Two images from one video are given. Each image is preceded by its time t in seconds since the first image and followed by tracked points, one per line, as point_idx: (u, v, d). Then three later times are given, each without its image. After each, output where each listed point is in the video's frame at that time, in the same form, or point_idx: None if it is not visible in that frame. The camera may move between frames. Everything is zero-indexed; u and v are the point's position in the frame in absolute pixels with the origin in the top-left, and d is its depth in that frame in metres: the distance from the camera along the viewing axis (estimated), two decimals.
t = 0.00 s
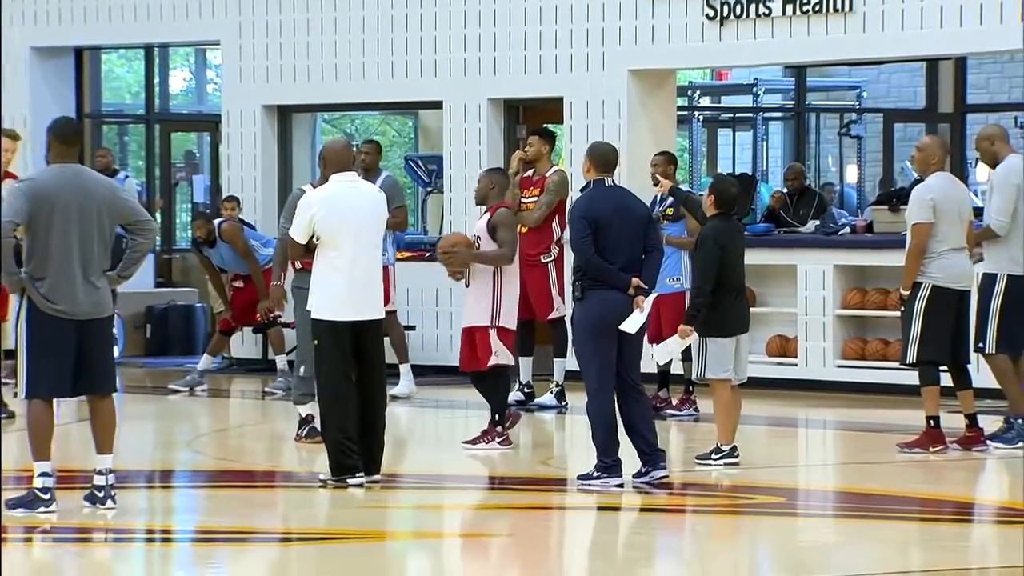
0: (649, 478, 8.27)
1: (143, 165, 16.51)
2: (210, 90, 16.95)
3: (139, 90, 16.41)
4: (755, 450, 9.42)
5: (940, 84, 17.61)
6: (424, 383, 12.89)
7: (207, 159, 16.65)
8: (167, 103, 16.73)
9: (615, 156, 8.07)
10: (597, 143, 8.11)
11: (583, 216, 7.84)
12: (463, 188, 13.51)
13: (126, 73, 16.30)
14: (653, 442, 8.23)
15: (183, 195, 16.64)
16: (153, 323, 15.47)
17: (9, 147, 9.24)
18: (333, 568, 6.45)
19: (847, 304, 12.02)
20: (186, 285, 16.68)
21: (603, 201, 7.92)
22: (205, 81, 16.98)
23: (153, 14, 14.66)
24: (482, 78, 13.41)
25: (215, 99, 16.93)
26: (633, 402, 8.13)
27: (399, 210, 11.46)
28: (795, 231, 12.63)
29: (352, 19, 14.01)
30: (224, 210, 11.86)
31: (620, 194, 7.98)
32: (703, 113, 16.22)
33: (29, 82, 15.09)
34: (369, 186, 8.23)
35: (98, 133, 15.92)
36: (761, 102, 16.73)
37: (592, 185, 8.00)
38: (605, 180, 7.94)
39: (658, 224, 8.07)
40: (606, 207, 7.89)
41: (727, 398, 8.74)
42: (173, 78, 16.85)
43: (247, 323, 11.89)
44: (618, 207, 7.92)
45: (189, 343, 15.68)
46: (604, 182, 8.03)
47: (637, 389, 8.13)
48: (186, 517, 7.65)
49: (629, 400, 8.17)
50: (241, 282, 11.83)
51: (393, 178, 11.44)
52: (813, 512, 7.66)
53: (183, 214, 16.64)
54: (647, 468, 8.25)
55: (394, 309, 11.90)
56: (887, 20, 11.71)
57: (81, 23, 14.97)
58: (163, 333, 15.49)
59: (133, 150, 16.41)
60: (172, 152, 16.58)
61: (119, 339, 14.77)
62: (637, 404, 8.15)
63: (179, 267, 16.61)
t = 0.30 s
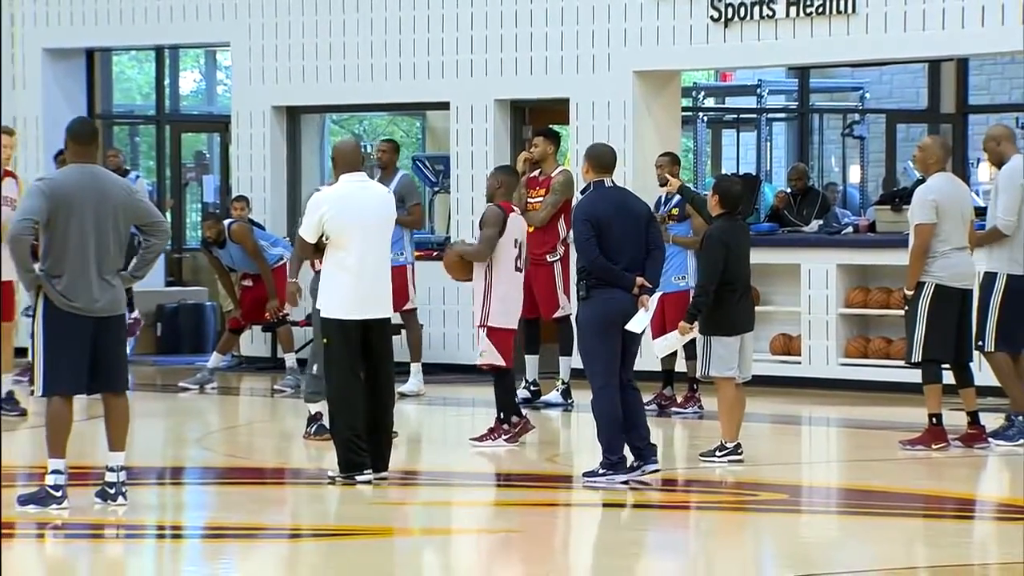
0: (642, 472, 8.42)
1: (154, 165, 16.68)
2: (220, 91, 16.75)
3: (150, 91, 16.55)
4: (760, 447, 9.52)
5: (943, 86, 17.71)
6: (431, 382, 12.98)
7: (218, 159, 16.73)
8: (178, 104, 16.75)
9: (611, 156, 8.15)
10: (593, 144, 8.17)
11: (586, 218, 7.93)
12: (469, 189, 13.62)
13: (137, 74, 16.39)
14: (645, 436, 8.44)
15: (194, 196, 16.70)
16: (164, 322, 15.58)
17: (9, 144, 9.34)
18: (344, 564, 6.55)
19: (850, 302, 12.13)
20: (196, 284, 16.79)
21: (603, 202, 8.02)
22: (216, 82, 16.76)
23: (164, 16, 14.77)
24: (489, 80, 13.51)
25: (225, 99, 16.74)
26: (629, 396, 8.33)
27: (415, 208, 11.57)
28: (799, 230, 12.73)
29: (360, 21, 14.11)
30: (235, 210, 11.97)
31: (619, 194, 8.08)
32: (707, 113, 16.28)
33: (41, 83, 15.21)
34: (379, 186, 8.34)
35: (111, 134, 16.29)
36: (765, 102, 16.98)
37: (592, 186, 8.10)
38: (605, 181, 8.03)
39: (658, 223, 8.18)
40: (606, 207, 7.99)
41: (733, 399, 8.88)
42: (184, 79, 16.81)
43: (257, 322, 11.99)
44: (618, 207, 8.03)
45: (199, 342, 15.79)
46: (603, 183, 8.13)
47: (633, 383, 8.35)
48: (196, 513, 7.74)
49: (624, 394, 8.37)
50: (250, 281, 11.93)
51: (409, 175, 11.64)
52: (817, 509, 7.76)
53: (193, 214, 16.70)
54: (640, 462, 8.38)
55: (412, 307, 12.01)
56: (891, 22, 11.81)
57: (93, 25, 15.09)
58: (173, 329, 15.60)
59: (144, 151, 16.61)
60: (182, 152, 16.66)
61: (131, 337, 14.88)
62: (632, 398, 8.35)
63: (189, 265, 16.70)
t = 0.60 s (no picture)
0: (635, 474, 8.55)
1: (165, 165, 16.80)
2: (229, 93, 16.99)
3: (161, 92, 16.67)
4: (765, 445, 9.60)
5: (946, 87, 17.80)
6: (439, 381, 13.07)
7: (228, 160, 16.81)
8: (189, 106, 16.90)
9: (616, 159, 8.28)
10: (598, 146, 8.30)
11: (593, 218, 8.03)
12: (477, 189, 13.71)
13: (148, 76, 16.55)
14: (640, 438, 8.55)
15: (204, 196, 16.79)
16: (176, 321, 15.66)
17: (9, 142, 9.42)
18: (354, 561, 6.63)
19: (854, 302, 12.21)
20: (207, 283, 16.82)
21: (608, 203, 8.11)
22: (226, 83, 17.01)
23: (175, 18, 14.87)
24: (497, 81, 13.61)
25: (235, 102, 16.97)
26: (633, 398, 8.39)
27: (433, 208, 11.86)
28: (804, 231, 12.80)
29: (369, 23, 14.20)
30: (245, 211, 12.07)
31: (623, 196, 8.17)
32: (713, 115, 16.51)
33: (53, 84, 15.32)
34: (388, 188, 8.44)
35: (123, 134, 16.38)
36: (770, 103, 17.02)
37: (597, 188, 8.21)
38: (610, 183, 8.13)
39: (662, 223, 8.28)
40: (611, 208, 8.09)
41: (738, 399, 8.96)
42: (195, 82, 17.02)
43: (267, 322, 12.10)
44: (623, 209, 8.11)
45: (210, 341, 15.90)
46: (607, 185, 8.24)
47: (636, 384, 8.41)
48: (207, 511, 7.83)
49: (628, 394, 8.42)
50: (261, 281, 12.04)
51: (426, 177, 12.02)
52: (822, 507, 7.84)
53: (204, 215, 16.85)
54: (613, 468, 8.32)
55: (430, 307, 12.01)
56: (894, 24, 11.89)
57: (104, 27, 15.19)
58: (184, 327, 15.69)
59: (155, 152, 16.73)
60: (193, 153, 16.76)
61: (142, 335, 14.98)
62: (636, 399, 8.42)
63: (200, 264, 16.80)
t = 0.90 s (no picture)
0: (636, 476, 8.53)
1: (176, 167, 16.82)
2: (241, 94, 17.08)
3: (173, 95, 16.72)
4: (774, 446, 9.63)
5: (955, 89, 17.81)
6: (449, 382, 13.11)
7: (239, 160, 16.91)
8: (200, 107, 16.92)
9: (630, 161, 8.28)
10: (612, 148, 8.32)
11: (606, 220, 8.07)
12: (487, 191, 13.75)
13: (160, 77, 16.62)
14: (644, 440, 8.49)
15: (215, 198, 16.88)
16: (187, 322, 15.73)
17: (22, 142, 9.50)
18: (363, 561, 6.66)
19: (864, 303, 12.23)
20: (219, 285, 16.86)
21: (620, 205, 8.13)
22: (237, 86, 17.09)
23: (185, 21, 14.93)
24: (507, 83, 13.64)
25: (247, 103, 17.05)
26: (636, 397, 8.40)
27: (452, 211, 11.91)
28: (813, 232, 12.82)
29: (380, 25, 14.24)
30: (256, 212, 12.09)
31: (635, 198, 8.19)
32: (723, 117, 16.32)
33: (66, 86, 15.39)
34: (397, 189, 8.46)
35: (135, 136, 16.45)
36: (779, 105, 17.04)
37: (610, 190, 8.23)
38: (623, 185, 8.16)
39: (672, 227, 8.31)
40: (623, 210, 8.11)
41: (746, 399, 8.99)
42: (206, 83, 17.03)
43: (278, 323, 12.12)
44: (635, 211, 8.14)
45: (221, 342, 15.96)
46: (621, 187, 8.26)
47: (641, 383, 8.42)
48: (218, 511, 7.87)
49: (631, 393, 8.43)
50: (271, 284, 12.06)
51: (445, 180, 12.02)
52: (831, 508, 7.86)
53: (215, 216, 16.91)
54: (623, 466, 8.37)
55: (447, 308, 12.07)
56: (903, 26, 11.90)
57: (115, 30, 15.23)
58: (195, 329, 15.76)
59: (167, 153, 16.75)
60: (204, 155, 16.85)
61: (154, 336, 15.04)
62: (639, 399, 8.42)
63: (211, 266, 16.82)
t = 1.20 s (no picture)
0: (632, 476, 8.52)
1: (182, 168, 16.84)
2: (247, 95, 16.85)
3: (178, 95, 16.70)
4: (779, 446, 9.63)
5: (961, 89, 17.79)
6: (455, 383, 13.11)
7: (245, 162, 16.72)
8: (206, 108, 16.90)
9: (636, 161, 8.25)
10: (619, 148, 8.28)
11: (612, 221, 8.07)
12: (492, 192, 13.75)
13: (166, 79, 16.53)
14: (642, 441, 8.50)
15: (221, 199, 16.83)
16: (193, 323, 15.75)
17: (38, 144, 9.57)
18: (369, 562, 6.68)
19: (870, 304, 12.22)
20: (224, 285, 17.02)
21: (628, 205, 8.15)
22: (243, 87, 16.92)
23: (191, 22, 14.94)
24: (512, 84, 13.65)
25: (253, 104, 16.81)
26: (636, 394, 8.44)
27: (463, 213, 11.88)
28: (818, 233, 12.81)
29: (386, 26, 14.24)
30: (260, 212, 12.11)
31: (643, 198, 8.21)
32: (728, 117, 16.42)
33: (72, 87, 15.42)
34: (402, 190, 8.47)
35: (141, 137, 16.47)
36: (785, 106, 17.02)
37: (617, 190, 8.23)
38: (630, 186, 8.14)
39: (679, 227, 8.33)
40: (631, 211, 8.13)
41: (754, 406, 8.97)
42: (212, 84, 16.91)
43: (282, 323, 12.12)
44: (642, 211, 8.16)
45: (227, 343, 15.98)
46: (627, 187, 8.25)
47: (644, 381, 8.44)
48: (224, 511, 7.88)
49: (631, 390, 8.47)
50: (277, 284, 12.05)
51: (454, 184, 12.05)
52: (837, 509, 7.86)
53: (221, 217, 16.82)
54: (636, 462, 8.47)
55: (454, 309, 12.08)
56: (909, 27, 11.89)
57: (121, 31, 15.24)
58: (201, 330, 15.79)
59: (172, 155, 16.78)
60: (210, 157, 16.82)
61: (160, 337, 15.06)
62: (639, 397, 8.47)
63: (216, 267, 16.96)
